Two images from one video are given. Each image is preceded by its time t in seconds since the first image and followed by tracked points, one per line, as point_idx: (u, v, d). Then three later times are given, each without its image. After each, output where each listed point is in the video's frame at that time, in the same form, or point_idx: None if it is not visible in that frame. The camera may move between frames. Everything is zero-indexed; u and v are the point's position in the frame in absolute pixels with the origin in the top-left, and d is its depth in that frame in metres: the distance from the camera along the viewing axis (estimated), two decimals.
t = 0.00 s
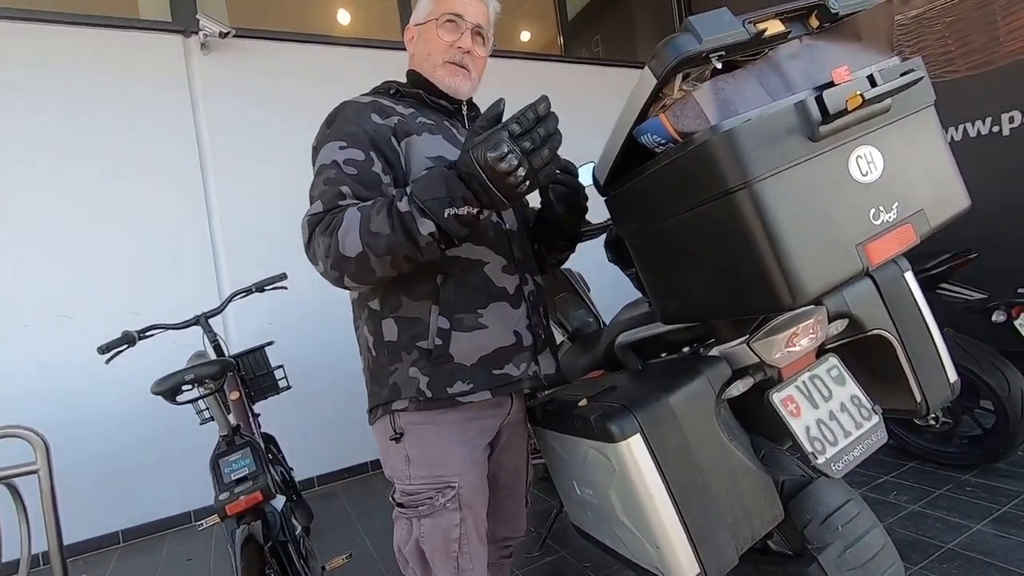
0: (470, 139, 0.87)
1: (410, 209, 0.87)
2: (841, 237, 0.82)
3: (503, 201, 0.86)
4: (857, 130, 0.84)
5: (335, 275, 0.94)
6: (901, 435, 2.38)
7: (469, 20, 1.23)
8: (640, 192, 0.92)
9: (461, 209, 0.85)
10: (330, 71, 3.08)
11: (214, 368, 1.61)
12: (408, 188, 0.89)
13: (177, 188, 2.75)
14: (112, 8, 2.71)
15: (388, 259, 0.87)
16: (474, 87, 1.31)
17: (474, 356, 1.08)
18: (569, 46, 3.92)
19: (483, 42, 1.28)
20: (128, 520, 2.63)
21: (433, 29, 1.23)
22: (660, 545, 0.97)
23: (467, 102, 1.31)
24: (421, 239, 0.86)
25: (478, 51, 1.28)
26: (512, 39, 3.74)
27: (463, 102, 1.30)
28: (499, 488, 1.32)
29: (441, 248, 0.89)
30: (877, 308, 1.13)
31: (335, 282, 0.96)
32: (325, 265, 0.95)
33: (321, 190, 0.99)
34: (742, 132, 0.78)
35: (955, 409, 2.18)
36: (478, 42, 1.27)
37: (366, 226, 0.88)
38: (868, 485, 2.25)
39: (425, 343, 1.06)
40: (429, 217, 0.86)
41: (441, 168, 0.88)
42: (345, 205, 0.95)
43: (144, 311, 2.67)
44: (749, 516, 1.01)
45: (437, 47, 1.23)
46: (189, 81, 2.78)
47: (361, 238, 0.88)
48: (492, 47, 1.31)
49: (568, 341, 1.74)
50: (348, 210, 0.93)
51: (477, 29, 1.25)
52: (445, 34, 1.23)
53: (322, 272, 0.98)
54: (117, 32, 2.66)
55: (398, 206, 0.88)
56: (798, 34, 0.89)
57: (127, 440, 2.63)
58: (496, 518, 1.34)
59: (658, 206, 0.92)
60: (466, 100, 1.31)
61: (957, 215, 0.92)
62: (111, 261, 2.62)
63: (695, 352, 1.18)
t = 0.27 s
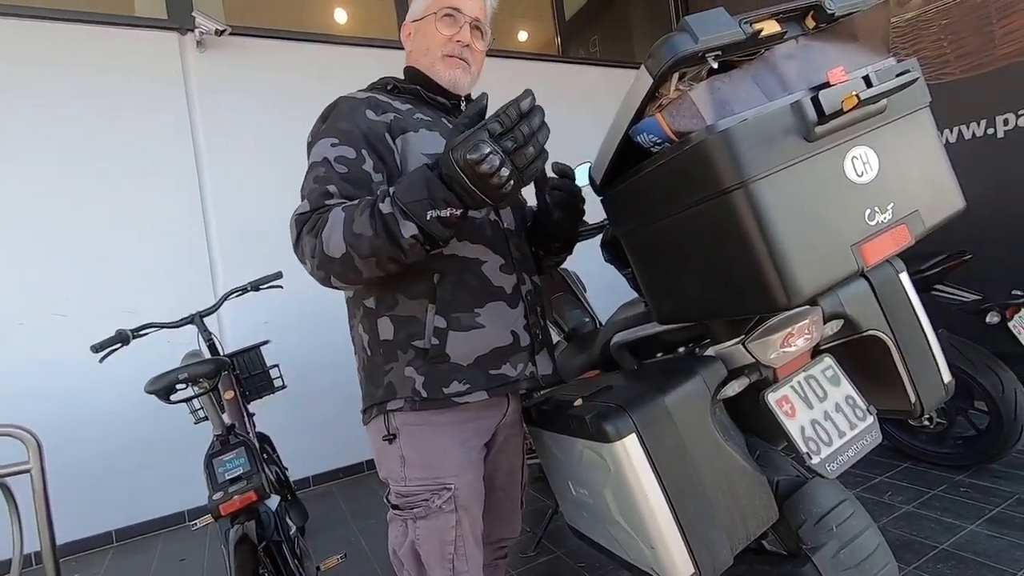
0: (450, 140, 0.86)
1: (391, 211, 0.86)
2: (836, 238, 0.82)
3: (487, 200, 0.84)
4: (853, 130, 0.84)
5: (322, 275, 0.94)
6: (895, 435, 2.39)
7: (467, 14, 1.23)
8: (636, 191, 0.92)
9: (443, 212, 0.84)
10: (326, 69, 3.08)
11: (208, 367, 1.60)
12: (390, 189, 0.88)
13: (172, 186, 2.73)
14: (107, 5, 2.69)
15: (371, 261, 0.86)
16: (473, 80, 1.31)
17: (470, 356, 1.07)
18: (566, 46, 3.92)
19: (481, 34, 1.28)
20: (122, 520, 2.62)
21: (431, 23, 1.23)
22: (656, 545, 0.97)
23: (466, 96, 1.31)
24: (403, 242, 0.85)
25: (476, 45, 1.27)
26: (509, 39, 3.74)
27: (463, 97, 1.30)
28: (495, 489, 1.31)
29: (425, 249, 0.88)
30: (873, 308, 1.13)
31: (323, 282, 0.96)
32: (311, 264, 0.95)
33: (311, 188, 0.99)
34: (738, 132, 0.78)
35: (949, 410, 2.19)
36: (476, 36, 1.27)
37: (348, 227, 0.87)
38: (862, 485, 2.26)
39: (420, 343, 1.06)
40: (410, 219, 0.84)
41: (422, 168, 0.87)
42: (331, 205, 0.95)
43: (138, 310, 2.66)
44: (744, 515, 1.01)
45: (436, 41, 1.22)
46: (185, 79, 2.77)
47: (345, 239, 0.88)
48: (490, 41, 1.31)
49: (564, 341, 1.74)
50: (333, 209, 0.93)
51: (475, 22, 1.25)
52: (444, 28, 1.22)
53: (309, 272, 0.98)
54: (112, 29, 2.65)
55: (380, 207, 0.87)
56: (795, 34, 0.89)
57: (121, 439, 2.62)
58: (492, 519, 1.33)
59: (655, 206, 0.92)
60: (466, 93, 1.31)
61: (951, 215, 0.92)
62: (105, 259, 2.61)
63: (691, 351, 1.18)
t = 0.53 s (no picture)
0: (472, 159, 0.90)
1: (410, 219, 0.89)
2: (830, 239, 0.82)
3: (499, 220, 0.89)
4: (847, 132, 0.84)
5: (322, 275, 0.95)
6: (889, 437, 2.40)
7: (464, 13, 1.25)
8: (632, 192, 0.92)
9: (459, 225, 0.89)
10: (323, 68, 3.07)
11: (202, 367, 1.59)
12: (409, 198, 0.91)
13: (166, 185, 2.72)
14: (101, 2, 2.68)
15: (382, 265, 0.89)
16: (471, 80, 1.31)
17: (459, 358, 1.07)
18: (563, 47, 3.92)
19: (477, 34, 1.29)
20: (114, 521, 2.60)
21: (428, 22, 1.24)
22: (649, 545, 0.97)
23: (462, 96, 1.31)
24: (418, 250, 0.89)
25: (474, 45, 1.28)
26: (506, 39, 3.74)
27: (459, 97, 1.29)
28: (488, 490, 1.31)
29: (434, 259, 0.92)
30: (866, 310, 1.13)
31: (322, 281, 0.96)
32: (312, 263, 0.95)
33: (311, 187, 0.98)
34: (734, 134, 0.79)
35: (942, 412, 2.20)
36: (472, 35, 1.28)
37: (362, 230, 0.89)
38: (856, 487, 2.27)
39: (410, 344, 1.05)
40: (428, 231, 0.89)
41: (444, 183, 0.91)
42: (336, 205, 0.96)
43: (131, 309, 2.64)
44: (738, 517, 1.01)
45: (433, 39, 1.23)
46: (179, 77, 2.76)
47: (357, 241, 0.89)
48: (486, 42, 1.32)
49: (559, 342, 1.74)
50: (341, 212, 0.93)
51: (471, 21, 1.27)
52: (440, 27, 1.23)
53: (308, 270, 0.98)
54: (106, 27, 2.63)
55: (398, 214, 0.90)
56: (790, 36, 0.89)
57: (113, 439, 2.60)
58: (486, 520, 1.33)
59: (650, 206, 0.92)
60: (462, 93, 1.30)
61: (944, 218, 0.93)
62: (98, 258, 2.59)
63: (685, 353, 1.18)
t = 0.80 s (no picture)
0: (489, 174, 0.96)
1: (429, 221, 0.92)
2: (827, 243, 0.82)
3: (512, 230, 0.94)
4: (844, 137, 0.85)
5: (337, 272, 0.95)
6: (884, 438, 2.41)
7: (462, 22, 1.24)
8: (631, 195, 0.92)
9: (477, 231, 0.92)
10: (321, 68, 3.07)
11: (198, 368, 1.59)
12: (430, 202, 0.95)
13: (162, 185, 2.71)
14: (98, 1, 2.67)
15: (400, 266, 0.91)
16: (471, 87, 1.31)
17: (458, 356, 1.07)
18: (560, 49, 3.93)
19: (477, 41, 1.28)
20: (109, 522, 2.59)
21: (428, 31, 1.23)
22: (647, 546, 0.97)
23: (463, 103, 1.31)
24: (437, 252, 0.92)
25: (474, 52, 1.28)
26: (503, 41, 3.75)
27: (459, 103, 1.30)
28: (485, 489, 1.31)
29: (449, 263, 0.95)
30: (863, 313, 1.14)
31: (334, 278, 0.97)
32: (329, 259, 0.95)
33: (326, 185, 0.98)
34: (732, 137, 0.79)
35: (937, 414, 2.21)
36: (471, 42, 1.27)
37: (384, 230, 0.90)
38: (851, 488, 2.27)
39: (410, 342, 1.06)
40: (447, 234, 0.92)
41: (463, 191, 0.96)
42: (355, 204, 0.96)
43: (127, 310, 2.63)
44: (735, 518, 1.02)
45: (432, 48, 1.23)
46: (176, 77, 2.75)
47: (378, 241, 0.90)
48: (487, 46, 1.31)
49: (556, 343, 1.74)
50: (363, 211, 0.94)
51: (471, 29, 1.26)
52: (439, 36, 1.23)
53: (320, 267, 0.98)
54: (102, 26, 2.62)
55: (419, 216, 0.92)
56: (788, 40, 0.89)
57: (108, 440, 2.59)
58: (483, 519, 1.33)
59: (648, 209, 0.92)
60: (462, 100, 1.30)
61: (940, 221, 0.93)
62: (94, 258, 2.58)
63: (682, 355, 1.18)
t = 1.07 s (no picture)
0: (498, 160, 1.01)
1: (447, 207, 0.94)
2: (824, 244, 0.83)
3: (523, 212, 0.99)
4: (841, 139, 0.85)
5: (359, 261, 0.97)
6: (881, 439, 2.42)
7: (464, 30, 1.24)
8: (630, 196, 0.93)
9: (493, 215, 0.95)
10: (319, 69, 3.07)
11: (197, 368, 1.59)
12: (445, 189, 0.97)
13: (160, 185, 2.71)
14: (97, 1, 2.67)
15: (421, 251, 0.93)
16: (473, 94, 1.31)
17: (460, 352, 1.07)
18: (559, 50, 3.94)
19: (479, 49, 1.28)
20: (105, 523, 2.59)
21: (430, 41, 1.24)
22: (645, 545, 0.97)
23: (466, 110, 1.32)
24: (457, 236, 0.94)
25: (475, 59, 1.28)
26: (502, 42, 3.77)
27: (462, 111, 1.30)
28: (484, 485, 1.32)
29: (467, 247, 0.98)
30: (860, 314, 1.15)
31: (356, 268, 0.98)
32: (351, 249, 0.96)
33: (344, 179, 1.00)
34: (730, 139, 0.80)
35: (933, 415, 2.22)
36: (473, 50, 1.27)
37: (405, 217, 0.92)
38: (848, 489, 2.28)
39: (415, 337, 1.06)
40: (466, 218, 0.94)
41: (476, 177, 0.99)
42: (374, 195, 0.98)
43: (124, 310, 2.63)
44: (732, 517, 1.02)
45: (434, 57, 1.24)
46: (175, 76, 2.75)
47: (400, 227, 0.92)
48: (488, 52, 1.31)
49: (555, 344, 1.75)
50: (383, 200, 0.96)
51: (472, 38, 1.26)
52: (442, 45, 1.24)
53: (343, 257, 1.00)
54: (100, 25, 2.62)
55: (437, 202, 0.94)
56: (785, 42, 0.90)
57: (105, 441, 2.59)
58: (482, 516, 1.33)
59: (647, 210, 0.93)
60: (465, 106, 1.31)
61: (937, 223, 0.94)
62: (91, 259, 2.58)
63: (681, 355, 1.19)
